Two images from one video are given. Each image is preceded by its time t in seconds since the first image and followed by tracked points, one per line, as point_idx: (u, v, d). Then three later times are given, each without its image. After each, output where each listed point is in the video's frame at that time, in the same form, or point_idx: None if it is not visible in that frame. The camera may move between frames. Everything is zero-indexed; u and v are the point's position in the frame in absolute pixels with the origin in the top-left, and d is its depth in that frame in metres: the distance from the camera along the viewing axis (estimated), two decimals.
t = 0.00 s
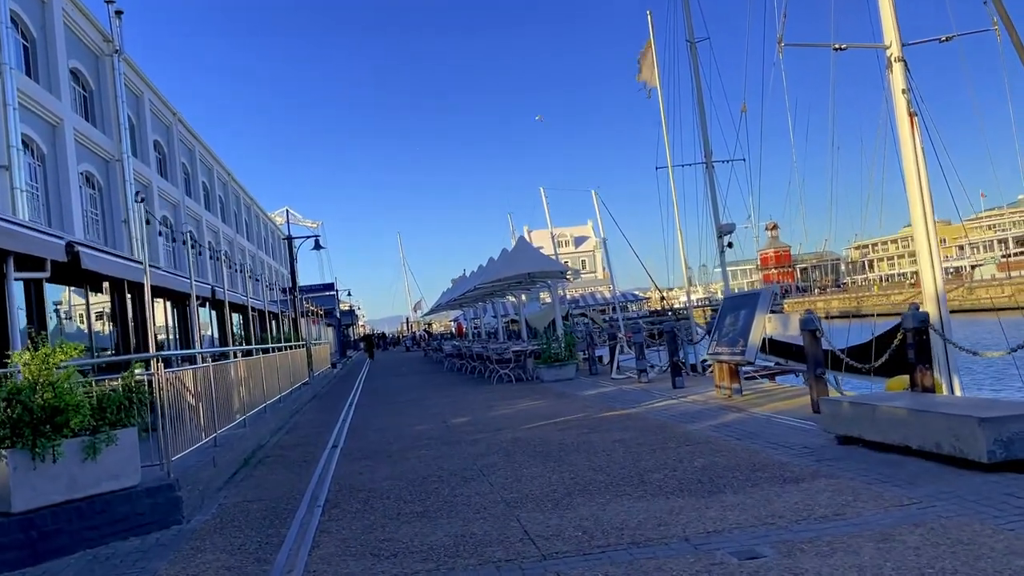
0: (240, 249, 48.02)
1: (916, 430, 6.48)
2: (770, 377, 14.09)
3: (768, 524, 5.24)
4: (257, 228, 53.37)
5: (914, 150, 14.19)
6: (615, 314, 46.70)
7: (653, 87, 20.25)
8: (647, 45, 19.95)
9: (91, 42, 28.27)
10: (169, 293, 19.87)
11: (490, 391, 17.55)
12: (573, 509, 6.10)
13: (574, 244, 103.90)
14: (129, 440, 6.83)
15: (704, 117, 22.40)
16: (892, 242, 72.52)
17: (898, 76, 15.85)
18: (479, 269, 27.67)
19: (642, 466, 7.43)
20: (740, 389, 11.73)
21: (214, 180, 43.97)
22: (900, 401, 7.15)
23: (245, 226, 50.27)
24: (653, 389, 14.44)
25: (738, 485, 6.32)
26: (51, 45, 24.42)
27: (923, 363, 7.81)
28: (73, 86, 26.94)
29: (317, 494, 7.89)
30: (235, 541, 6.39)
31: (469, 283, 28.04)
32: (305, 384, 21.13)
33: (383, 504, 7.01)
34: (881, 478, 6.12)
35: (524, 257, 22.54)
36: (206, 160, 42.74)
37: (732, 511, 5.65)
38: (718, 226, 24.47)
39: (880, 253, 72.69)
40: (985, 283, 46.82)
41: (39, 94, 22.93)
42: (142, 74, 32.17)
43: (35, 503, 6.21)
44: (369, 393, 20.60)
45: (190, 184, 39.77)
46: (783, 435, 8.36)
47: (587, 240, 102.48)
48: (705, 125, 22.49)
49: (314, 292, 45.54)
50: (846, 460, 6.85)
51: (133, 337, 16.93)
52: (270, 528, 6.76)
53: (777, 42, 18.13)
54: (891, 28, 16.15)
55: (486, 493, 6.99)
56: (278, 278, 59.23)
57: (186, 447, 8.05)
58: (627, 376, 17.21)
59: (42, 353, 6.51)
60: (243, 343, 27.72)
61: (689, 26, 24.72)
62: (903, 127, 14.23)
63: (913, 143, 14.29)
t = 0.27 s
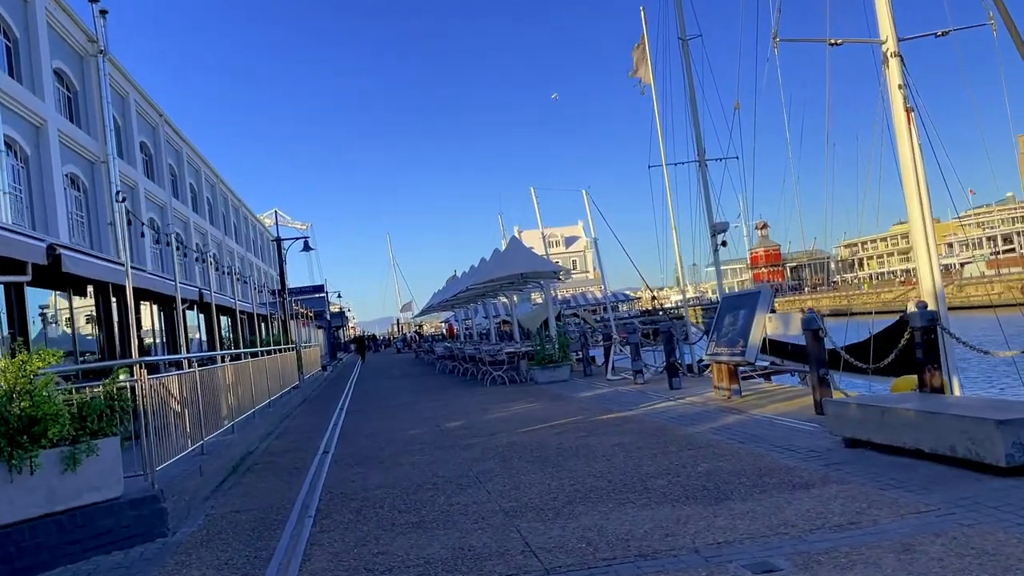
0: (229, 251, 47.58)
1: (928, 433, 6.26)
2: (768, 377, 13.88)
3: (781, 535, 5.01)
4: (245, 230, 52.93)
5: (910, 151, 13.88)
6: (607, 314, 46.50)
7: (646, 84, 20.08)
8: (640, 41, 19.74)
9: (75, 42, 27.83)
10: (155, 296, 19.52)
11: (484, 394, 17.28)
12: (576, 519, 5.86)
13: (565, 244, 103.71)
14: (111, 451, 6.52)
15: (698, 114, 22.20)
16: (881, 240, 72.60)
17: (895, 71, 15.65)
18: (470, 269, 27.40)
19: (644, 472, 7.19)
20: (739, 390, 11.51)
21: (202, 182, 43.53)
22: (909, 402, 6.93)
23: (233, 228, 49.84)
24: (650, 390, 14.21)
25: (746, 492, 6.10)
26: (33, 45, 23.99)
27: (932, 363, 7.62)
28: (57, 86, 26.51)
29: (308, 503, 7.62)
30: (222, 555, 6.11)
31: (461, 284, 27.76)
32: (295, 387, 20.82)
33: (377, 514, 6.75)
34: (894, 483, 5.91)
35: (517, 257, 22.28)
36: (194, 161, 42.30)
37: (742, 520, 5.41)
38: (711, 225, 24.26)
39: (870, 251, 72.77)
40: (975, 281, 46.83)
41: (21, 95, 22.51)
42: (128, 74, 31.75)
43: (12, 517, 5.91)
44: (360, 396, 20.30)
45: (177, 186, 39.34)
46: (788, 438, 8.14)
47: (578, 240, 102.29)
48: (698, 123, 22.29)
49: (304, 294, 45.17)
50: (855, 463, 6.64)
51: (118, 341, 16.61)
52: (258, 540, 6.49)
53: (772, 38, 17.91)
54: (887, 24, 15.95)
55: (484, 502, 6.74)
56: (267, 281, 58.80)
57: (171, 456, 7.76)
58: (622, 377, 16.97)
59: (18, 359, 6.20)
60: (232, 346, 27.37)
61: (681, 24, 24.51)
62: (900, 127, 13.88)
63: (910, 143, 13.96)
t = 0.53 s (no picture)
0: (217, 250, 47.21)
1: (930, 431, 6.11)
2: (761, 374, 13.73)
3: (783, 538, 4.84)
4: (234, 229, 52.55)
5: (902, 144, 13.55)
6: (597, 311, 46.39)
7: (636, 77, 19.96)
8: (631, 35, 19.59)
9: (59, 39, 27.44)
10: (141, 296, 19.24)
11: (475, 392, 17.08)
12: (571, 523, 5.68)
13: (555, 242, 103.59)
14: (87, 456, 6.31)
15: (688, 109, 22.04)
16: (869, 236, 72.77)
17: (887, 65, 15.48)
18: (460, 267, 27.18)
19: (640, 472, 7.02)
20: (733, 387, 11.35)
21: (190, 180, 43.13)
22: (910, 399, 6.77)
23: (221, 227, 49.44)
24: (643, 388, 14.05)
25: (745, 492, 5.93)
26: (16, 42, 23.61)
27: (931, 358, 7.46)
28: (40, 83, 26.13)
29: (294, 506, 7.41)
30: (204, 563, 5.89)
31: (451, 281, 27.55)
32: (283, 387, 20.57)
33: (365, 518, 6.55)
34: (897, 482, 5.75)
35: (507, 254, 22.07)
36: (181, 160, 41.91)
37: (742, 522, 5.24)
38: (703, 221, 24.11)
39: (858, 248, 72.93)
40: (963, 277, 46.92)
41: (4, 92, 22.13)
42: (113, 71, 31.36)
43: None
44: (350, 395, 20.07)
45: (164, 184, 38.95)
46: (785, 436, 7.98)
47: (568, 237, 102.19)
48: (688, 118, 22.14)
49: (293, 292, 44.85)
50: (856, 462, 6.48)
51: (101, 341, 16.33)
52: (242, 546, 6.28)
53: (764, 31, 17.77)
54: (879, 16, 15.78)
55: (475, 505, 6.54)
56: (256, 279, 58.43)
57: (151, 459, 7.53)
58: (614, 375, 16.82)
59: None
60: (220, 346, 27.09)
61: (671, 19, 24.35)
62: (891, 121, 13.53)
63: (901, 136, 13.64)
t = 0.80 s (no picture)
0: (203, 242, 46.68)
1: (933, 427, 5.86)
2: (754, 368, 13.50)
3: (783, 540, 4.58)
4: (220, 220, 52.05)
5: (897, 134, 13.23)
6: (586, 306, 46.17)
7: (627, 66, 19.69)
8: (622, 23, 19.29)
9: (39, 26, 26.88)
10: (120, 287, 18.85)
11: (463, 387, 16.79)
12: (559, 524, 5.39)
13: (544, 236, 103.30)
14: (50, 451, 6.01)
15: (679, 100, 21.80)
16: (857, 232, 72.86)
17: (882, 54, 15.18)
18: (449, 260, 26.86)
19: (630, 470, 6.76)
20: (726, 381, 11.10)
21: (175, 171, 42.59)
22: (910, 394, 6.52)
23: (208, 219, 48.93)
24: (633, 382, 13.80)
25: (741, 491, 5.68)
26: None
27: (931, 352, 7.23)
28: (20, 71, 25.60)
29: (271, 505, 7.11)
30: (172, 566, 5.59)
31: (439, 274, 27.22)
32: (268, 381, 20.23)
33: (344, 518, 6.27)
34: (899, 480, 5.50)
35: (496, 247, 21.76)
36: (166, 150, 41.35)
37: (738, 523, 4.99)
38: (694, 213, 23.86)
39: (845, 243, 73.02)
40: (951, 272, 46.93)
41: None
42: (95, 60, 30.80)
43: None
44: (336, 390, 19.75)
45: (149, 175, 38.42)
46: (780, 432, 7.73)
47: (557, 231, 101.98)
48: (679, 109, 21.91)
49: (281, 285, 44.44)
50: (855, 459, 6.23)
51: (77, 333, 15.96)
52: (214, 547, 5.98)
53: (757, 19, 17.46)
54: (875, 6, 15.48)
55: (457, 504, 6.26)
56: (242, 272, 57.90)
57: (121, 457, 7.20)
58: (605, 369, 16.56)
59: None
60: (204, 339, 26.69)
61: (663, 8, 24.05)
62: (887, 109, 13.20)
63: (897, 125, 13.31)
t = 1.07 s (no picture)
0: (197, 233, 46.34)
1: (948, 434, 5.62)
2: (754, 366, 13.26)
3: (794, 555, 4.33)
4: (215, 211, 51.69)
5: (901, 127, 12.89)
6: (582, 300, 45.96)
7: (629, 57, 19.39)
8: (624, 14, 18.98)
9: (31, 12, 26.45)
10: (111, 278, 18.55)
11: (457, 382, 16.54)
12: (557, 534, 5.14)
13: (541, 229, 102.99)
14: (25, 451, 5.73)
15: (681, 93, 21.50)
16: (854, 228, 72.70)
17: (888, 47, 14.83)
18: (446, 253, 26.57)
19: (630, 474, 6.51)
20: (726, 380, 10.86)
21: (169, 161, 42.19)
22: (922, 398, 6.29)
23: (203, 209, 48.56)
24: (631, 379, 13.55)
25: (747, 499, 5.43)
26: None
27: (943, 355, 6.98)
28: (12, 58, 25.19)
29: (258, 507, 6.85)
30: (152, 572, 5.32)
31: (436, 267, 26.94)
32: (260, 374, 19.96)
33: (332, 523, 6.01)
34: (913, 490, 5.26)
35: (493, 241, 21.47)
36: (161, 140, 40.94)
37: (745, 535, 4.74)
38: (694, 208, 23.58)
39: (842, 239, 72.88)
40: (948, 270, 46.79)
41: None
42: (89, 47, 30.38)
43: None
44: (329, 384, 19.49)
45: (143, 164, 38.03)
46: (784, 435, 7.49)
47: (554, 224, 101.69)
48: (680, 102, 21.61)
49: (276, 276, 44.13)
50: (865, 465, 6.00)
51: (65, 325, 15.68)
52: (197, 553, 5.71)
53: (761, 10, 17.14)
54: None
55: (450, 509, 6.01)
56: (237, 263, 57.54)
57: (101, 456, 6.91)
58: (602, 366, 16.32)
59: None
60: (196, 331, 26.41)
61: None
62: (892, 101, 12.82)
63: (901, 118, 12.95)
